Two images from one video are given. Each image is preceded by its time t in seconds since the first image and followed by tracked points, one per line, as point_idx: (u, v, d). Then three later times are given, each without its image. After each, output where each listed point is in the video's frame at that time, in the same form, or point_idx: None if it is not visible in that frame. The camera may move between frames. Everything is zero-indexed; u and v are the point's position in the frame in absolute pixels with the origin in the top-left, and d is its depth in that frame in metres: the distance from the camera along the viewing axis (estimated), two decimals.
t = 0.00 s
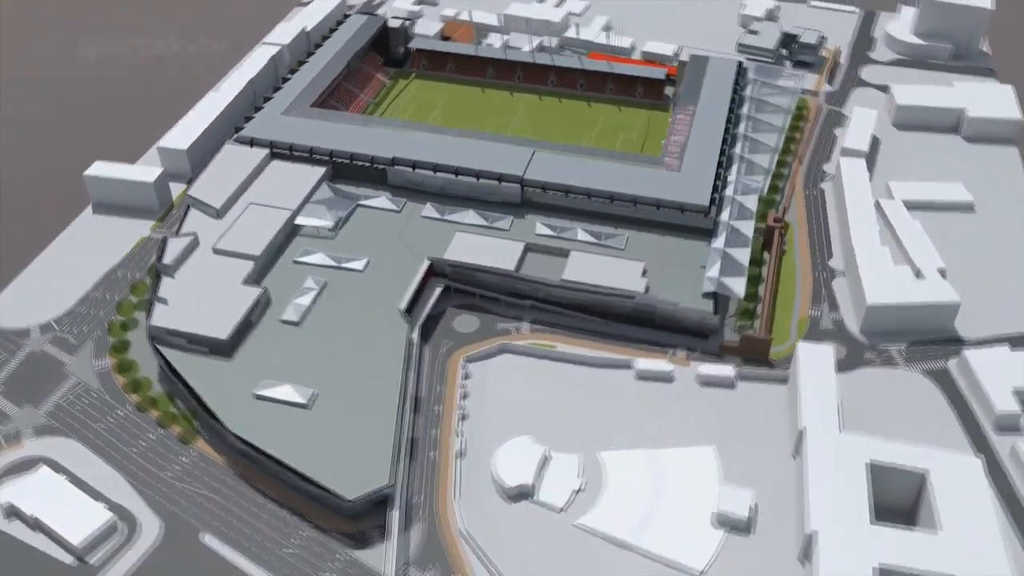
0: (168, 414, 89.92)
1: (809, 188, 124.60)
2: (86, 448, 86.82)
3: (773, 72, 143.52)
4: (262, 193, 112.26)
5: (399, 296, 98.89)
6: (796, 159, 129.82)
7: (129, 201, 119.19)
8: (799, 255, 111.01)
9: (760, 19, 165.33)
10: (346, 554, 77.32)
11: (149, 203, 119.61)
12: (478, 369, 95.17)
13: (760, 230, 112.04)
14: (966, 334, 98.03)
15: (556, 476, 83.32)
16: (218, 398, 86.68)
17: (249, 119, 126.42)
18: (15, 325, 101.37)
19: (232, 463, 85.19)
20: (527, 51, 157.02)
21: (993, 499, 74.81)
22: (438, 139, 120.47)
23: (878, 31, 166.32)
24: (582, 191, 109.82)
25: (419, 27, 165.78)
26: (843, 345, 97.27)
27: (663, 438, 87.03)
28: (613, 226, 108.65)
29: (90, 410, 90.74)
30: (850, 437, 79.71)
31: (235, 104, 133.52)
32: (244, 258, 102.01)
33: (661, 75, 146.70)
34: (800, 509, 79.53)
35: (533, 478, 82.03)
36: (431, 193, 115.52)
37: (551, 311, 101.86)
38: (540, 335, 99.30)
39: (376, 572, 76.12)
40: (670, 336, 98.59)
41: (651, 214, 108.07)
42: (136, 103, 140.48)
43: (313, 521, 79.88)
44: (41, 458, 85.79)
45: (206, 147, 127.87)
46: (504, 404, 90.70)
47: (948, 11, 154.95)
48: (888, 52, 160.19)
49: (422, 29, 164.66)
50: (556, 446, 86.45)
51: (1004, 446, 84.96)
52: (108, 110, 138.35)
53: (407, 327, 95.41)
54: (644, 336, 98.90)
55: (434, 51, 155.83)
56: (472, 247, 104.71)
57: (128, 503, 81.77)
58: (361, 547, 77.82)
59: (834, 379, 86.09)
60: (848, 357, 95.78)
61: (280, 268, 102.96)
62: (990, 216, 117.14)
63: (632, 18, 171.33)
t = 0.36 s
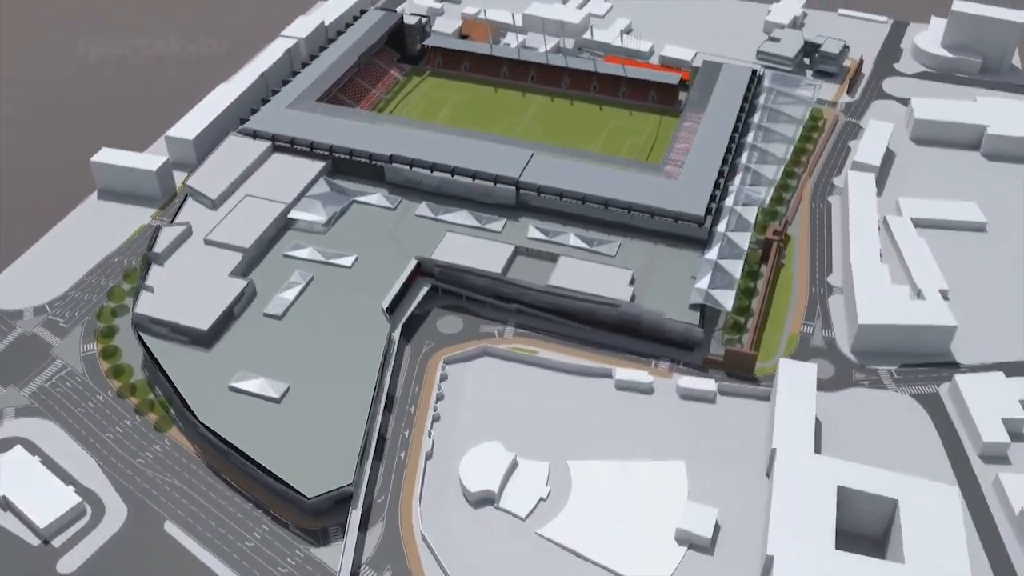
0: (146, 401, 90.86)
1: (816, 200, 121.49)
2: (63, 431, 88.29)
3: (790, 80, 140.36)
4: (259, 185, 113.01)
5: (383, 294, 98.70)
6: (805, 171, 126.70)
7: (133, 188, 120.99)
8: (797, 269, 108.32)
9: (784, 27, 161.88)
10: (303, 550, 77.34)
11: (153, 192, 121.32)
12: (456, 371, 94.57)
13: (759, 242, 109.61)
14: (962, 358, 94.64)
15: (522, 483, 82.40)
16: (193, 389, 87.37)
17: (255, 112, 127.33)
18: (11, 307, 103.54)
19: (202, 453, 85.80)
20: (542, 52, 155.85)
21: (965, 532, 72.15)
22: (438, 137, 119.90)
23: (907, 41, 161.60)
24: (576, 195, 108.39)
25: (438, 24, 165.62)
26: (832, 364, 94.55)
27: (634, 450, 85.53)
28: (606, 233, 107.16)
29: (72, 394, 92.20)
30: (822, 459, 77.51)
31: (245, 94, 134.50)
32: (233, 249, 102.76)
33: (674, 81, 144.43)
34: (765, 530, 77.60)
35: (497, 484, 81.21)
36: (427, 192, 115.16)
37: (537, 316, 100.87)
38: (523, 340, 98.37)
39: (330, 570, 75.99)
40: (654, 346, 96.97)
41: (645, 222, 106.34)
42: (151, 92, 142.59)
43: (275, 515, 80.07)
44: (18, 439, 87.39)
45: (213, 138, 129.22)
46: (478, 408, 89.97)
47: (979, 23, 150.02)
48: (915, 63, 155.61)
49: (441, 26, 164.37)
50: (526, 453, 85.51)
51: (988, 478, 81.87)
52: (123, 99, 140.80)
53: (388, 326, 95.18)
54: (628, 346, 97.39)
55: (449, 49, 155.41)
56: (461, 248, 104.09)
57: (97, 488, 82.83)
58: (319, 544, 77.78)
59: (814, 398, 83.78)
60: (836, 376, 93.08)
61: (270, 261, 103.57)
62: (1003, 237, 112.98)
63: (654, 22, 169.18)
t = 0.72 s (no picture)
0: (127, 387, 91.92)
1: (823, 214, 118.44)
2: (44, 413, 89.79)
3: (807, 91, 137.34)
4: (258, 178, 113.93)
5: (368, 292, 98.63)
6: (814, 184, 123.65)
7: (139, 175, 122.85)
8: (793, 285, 105.73)
9: (809, 36, 158.35)
10: (262, 544, 77.43)
11: (159, 181, 123.16)
12: (434, 372, 94.12)
13: (756, 255, 107.21)
14: (956, 385, 91.37)
15: (487, 489, 81.71)
16: (170, 378, 88.29)
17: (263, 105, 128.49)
18: (9, 288, 105.84)
19: (175, 442, 86.45)
20: (558, 54, 154.72)
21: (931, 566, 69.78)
22: (440, 137, 119.61)
23: (936, 54, 156.81)
24: (570, 200, 107.23)
25: (458, 23, 165.51)
26: (818, 384, 92.12)
27: (603, 462, 84.32)
28: (598, 240, 105.83)
29: (57, 377, 93.81)
30: (790, 482, 75.55)
31: (257, 87, 135.80)
32: (225, 241, 103.69)
33: (689, 87, 142.10)
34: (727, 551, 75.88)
35: (461, 488, 80.65)
36: (425, 191, 114.98)
37: (522, 321, 100.00)
38: (506, 345, 97.56)
39: (287, 565, 75.91)
40: (637, 357, 95.43)
41: (639, 230, 104.83)
42: (167, 82, 144.87)
43: (238, 508, 80.30)
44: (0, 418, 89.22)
45: (221, 129, 130.70)
46: (451, 411, 89.42)
47: (1011, 39, 144.90)
48: (943, 78, 150.71)
49: (460, 25, 164.25)
50: (494, 459, 84.69)
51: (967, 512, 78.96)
52: (141, 90, 143.36)
53: (369, 324, 95.05)
54: (611, 355, 96.00)
55: (465, 48, 155.09)
56: (451, 249, 103.61)
57: (69, 471, 84.12)
58: (278, 539, 77.80)
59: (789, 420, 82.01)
60: (820, 397, 90.64)
61: (261, 254, 104.36)
62: (1013, 261, 108.85)
63: (677, 28, 166.92)
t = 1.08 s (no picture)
0: (110, 372, 93.26)
1: (828, 230, 115.48)
2: (28, 394, 91.50)
3: (823, 102, 134.17)
4: (258, 171, 114.92)
5: (353, 289, 98.74)
6: (822, 199, 120.71)
7: (147, 164, 124.85)
8: (788, 302, 103.29)
9: (834, 47, 154.80)
10: (222, 537, 78.00)
11: (166, 171, 124.88)
12: (412, 372, 93.96)
13: (751, 270, 105.01)
14: (945, 413, 88.47)
15: (451, 493, 81.30)
16: (150, 367, 89.45)
17: (272, 99, 129.51)
18: (11, 270, 108.16)
19: (150, 430, 87.48)
20: (573, 57, 153.59)
21: None
22: (441, 137, 119.31)
23: (966, 70, 152.20)
24: (564, 206, 106.08)
25: (478, 23, 165.16)
26: (801, 404, 89.88)
27: (571, 473, 83.44)
28: (590, 247, 104.59)
29: (45, 359, 95.58)
30: (754, 503, 74.01)
31: (269, 81, 136.98)
32: (218, 232, 104.70)
33: (703, 95, 139.67)
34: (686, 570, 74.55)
35: (425, 491, 80.37)
36: (422, 190, 114.83)
37: (506, 325, 99.28)
38: (488, 349, 96.96)
39: (244, 559, 76.37)
40: (618, 368, 94.17)
41: (631, 239, 103.35)
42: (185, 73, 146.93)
43: (203, 499, 80.98)
44: None
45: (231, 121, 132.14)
46: (424, 413, 89.13)
47: None
48: (970, 94, 146.13)
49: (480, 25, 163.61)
50: (462, 463, 84.25)
51: (941, 546, 76.49)
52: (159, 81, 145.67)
53: (351, 322, 95.26)
54: (592, 365, 94.79)
55: (481, 48, 154.66)
56: (440, 249, 103.24)
57: (45, 453, 85.64)
58: (238, 532, 78.33)
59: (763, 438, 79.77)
60: (802, 418, 88.35)
61: (253, 247, 105.22)
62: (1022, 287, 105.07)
63: (699, 36, 164.62)
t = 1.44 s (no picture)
0: (96, 358, 94.74)
1: (831, 247, 112.77)
2: (17, 375, 93.45)
3: (839, 115, 131.02)
4: (260, 165, 116.08)
5: (340, 286, 99.01)
6: (830, 214, 117.84)
7: (157, 154, 127.06)
8: (781, 319, 100.99)
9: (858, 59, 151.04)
10: (186, 526, 78.63)
11: (174, 161, 126.81)
12: (392, 372, 94.00)
13: (746, 284, 103.00)
14: (932, 441, 85.91)
15: (416, 496, 80.98)
16: (133, 354, 90.76)
17: (282, 94, 130.67)
18: (15, 252, 110.81)
19: (129, 417, 88.65)
20: (589, 62, 152.13)
21: None
22: (443, 138, 119.24)
23: (995, 87, 147.56)
24: (559, 212, 105.12)
25: (499, 24, 164.61)
26: (782, 424, 87.95)
27: (539, 482, 82.79)
28: (582, 254, 103.54)
29: (36, 342, 97.52)
30: (715, 523, 73.19)
31: (281, 75, 138.05)
32: (213, 224, 105.87)
33: (716, 104, 137.28)
34: None
35: (390, 491, 80.36)
36: (420, 190, 114.87)
37: (491, 329, 98.69)
38: (471, 352, 96.44)
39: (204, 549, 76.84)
40: (599, 377, 93.01)
41: (622, 248, 102.05)
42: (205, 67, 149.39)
43: (172, 487, 81.79)
44: None
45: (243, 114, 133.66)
46: (399, 414, 89.09)
47: None
48: (997, 112, 141.62)
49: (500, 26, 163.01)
50: (430, 466, 83.98)
51: None
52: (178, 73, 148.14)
53: (334, 319, 95.55)
54: (574, 373, 93.69)
55: (498, 49, 154.14)
56: (430, 249, 103.09)
57: (26, 434, 87.32)
58: (202, 522, 78.90)
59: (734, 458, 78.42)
60: (782, 439, 86.44)
61: (247, 240, 106.22)
62: None
63: (722, 43, 162.23)
